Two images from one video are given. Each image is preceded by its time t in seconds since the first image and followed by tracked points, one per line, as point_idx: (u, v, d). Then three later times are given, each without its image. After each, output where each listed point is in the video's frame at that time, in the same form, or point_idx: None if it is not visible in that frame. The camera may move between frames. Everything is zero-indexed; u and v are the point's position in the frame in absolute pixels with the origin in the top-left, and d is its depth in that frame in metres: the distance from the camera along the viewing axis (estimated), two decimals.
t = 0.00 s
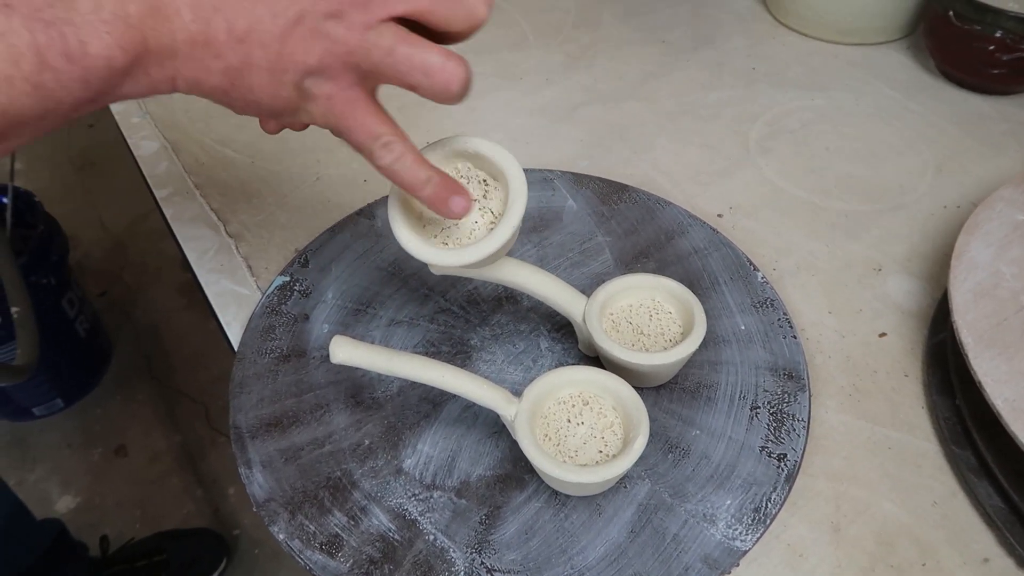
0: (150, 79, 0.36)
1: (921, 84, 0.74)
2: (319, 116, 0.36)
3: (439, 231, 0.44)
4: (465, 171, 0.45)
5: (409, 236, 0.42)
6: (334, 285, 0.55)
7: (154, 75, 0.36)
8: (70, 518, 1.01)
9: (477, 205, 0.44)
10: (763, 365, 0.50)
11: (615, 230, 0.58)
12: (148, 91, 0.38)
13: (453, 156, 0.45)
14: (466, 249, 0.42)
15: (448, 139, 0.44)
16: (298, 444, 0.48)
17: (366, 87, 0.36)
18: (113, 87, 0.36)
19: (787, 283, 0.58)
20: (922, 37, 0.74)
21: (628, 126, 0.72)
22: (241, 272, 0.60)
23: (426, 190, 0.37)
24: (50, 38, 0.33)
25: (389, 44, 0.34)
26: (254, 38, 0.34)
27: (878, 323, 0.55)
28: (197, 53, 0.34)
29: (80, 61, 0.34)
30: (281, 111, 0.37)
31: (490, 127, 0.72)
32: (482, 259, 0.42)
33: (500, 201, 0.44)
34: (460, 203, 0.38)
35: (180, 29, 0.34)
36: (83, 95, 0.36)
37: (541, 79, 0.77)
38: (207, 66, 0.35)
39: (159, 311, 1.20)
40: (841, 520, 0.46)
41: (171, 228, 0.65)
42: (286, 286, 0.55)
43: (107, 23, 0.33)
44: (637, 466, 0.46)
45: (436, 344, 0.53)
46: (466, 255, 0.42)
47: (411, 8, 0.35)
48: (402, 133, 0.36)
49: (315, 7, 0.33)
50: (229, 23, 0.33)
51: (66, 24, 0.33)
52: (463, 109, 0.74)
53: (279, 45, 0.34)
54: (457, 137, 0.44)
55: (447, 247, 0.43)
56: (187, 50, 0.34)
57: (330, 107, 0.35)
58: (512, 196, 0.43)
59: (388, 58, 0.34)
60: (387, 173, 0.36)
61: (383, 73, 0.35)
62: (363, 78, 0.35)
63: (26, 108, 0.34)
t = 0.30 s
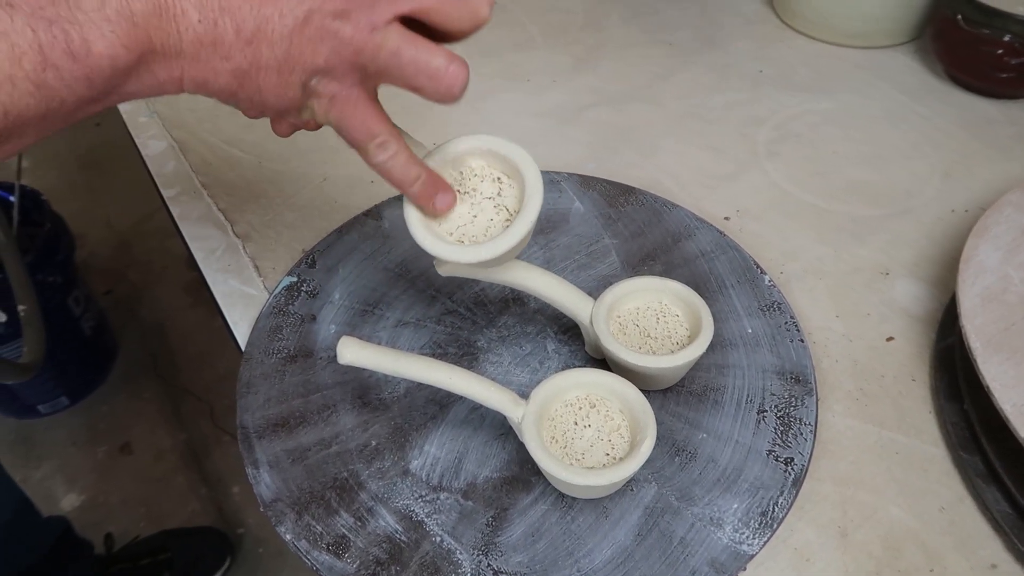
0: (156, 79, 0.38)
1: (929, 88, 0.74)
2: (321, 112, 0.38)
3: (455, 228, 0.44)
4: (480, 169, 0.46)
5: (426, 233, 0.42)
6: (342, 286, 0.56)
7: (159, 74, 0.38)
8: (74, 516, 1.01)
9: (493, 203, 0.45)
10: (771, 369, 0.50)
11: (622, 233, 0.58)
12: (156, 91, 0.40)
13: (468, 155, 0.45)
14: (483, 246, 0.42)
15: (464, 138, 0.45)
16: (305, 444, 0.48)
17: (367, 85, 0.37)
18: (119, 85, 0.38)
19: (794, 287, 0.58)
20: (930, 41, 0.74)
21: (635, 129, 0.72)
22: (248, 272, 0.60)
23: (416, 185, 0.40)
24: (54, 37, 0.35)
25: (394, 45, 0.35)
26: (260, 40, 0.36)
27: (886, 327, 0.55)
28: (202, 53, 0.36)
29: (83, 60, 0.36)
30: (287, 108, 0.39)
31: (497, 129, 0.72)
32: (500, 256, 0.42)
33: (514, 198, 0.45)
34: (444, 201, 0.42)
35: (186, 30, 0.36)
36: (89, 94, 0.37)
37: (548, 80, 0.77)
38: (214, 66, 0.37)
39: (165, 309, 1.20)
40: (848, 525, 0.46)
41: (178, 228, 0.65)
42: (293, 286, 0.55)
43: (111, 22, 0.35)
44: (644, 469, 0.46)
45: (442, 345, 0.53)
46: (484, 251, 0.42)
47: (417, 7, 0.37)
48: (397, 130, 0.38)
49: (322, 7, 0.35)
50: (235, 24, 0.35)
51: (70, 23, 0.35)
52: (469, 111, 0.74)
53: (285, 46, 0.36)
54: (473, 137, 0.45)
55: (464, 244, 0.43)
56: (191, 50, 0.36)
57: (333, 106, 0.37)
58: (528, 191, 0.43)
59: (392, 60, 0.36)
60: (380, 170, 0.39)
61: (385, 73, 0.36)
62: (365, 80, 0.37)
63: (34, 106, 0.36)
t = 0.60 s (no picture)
0: (194, 97, 0.39)
1: (937, 90, 0.74)
2: (358, 125, 0.39)
3: (456, 235, 0.44)
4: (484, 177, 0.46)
5: (427, 239, 0.42)
6: (347, 286, 0.56)
7: (198, 94, 0.39)
8: (79, 514, 1.02)
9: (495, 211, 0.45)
10: (776, 371, 0.50)
11: (628, 233, 0.58)
12: (192, 109, 0.40)
13: (472, 162, 0.45)
14: (482, 253, 0.42)
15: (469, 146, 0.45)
16: (309, 444, 0.48)
17: (402, 97, 0.39)
18: (158, 105, 0.39)
19: (800, 289, 0.58)
20: (939, 43, 0.73)
21: (641, 130, 0.72)
22: (253, 271, 0.60)
23: (459, 185, 0.40)
24: (100, 61, 0.35)
25: (430, 60, 0.37)
26: (300, 60, 0.37)
27: (893, 330, 0.55)
28: (243, 75, 0.37)
29: (128, 84, 0.36)
30: (323, 124, 0.40)
31: (504, 129, 0.72)
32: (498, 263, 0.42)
33: (517, 207, 0.45)
34: (486, 198, 0.42)
35: (228, 54, 0.36)
36: (130, 113, 0.38)
37: (554, 81, 0.77)
38: (254, 87, 0.38)
39: (170, 308, 1.20)
40: (854, 528, 0.45)
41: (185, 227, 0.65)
42: (298, 285, 0.55)
43: (156, 48, 0.36)
44: (648, 471, 0.46)
45: (447, 345, 0.53)
46: (483, 258, 0.42)
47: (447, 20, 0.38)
48: (434, 136, 0.39)
49: (359, 26, 0.36)
50: (276, 46, 0.36)
51: (116, 49, 0.35)
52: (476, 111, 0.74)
53: (323, 65, 0.37)
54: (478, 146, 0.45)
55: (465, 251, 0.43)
56: (233, 73, 0.37)
57: (372, 119, 0.39)
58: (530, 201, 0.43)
59: (428, 74, 0.38)
60: (421, 173, 0.40)
61: (421, 85, 0.38)
62: (400, 92, 0.39)
63: (79, 127, 0.37)
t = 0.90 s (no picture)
0: (203, 87, 0.39)
1: (941, 91, 0.73)
2: (366, 116, 0.39)
3: (470, 224, 0.44)
4: (498, 166, 0.46)
5: (441, 227, 0.42)
6: (349, 284, 0.56)
7: (208, 84, 0.39)
8: (82, 512, 1.02)
9: (509, 199, 0.45)
10: (779, 371, 0.50)
11: (631, 233, 0.58)
12: (202, 98, 0.41)
13: (486, 150, 0.45)
14: (499, 241, 0.42)
15: (484, 136, 0.45)
16: (311, 442, 0.48)
17: (410, 88, 0.39)
18: (168, 94, 0.39)
19: (804, 289, 0.58)
20: (943, 44, 0.73)
21: (645, 130, 0.72)
22: (256, 269, 0.60)
23: (462, 178, 0.41)
24: (111, 50, 0.36)
25: (438, 50, 0.37)
26: (309, 49, 0.37)
27: (896, 330, 0.55)
28: (253, 65, 0.38)
29: (138, 72, 0.36)
30: (331, 114, 0.40)
31: (507, 129, 0.72)
32: (514, 251, 0.42)
33: (531, 195, 0.45)
34: (488, 191, 0.42)
35: (238, 43, 0.37)
36: (140, 102, 0.38)
37: (558, 80, 0.77)
38: (263, 76, 0.38)
39: (173, 307, 1.20)
40: (856, 529, 0.45)
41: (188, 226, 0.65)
42: (301, 284, 0.55)
43: (167, 36, 0.36)
44: (651, 470, 0.46)
45: (450, 344, 0.53)
46: (500, 246, 0.42)
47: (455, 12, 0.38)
48: (440, 129, 0.40)
49: (368, 16, 0.36)
50: (286, 36, 0.37)
51: (127, 38, 0.36)
52: (479, 110, 0.74)
53: (332, 55, 0.37)
54: (492, 135, 0.45)
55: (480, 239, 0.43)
56: (242, 62, 0.37)
57: (380, 110, 0.39)
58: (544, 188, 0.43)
59: (436, 65, 0.38)
60: (426, 166, 0.40)
61: (430, 76, 0.38)
62: (409, 82, 0.39)
63: (89, 116, 0.37)
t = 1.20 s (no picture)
0: (213, 89, 0.39)
1: (944, 90, 0.73)
2: (373, 119, 0.39)
3: (474, 225, 0.44)
4: (501, 168, 0.46)
5: (446, 229, 0.43)
6: (351, 282, 0.56)
7: (218, 86, 0.39)
8: (84, 510, 1.02)
9: (512, 201, 0.45)
10: (780, 369, 0.50)
11: (633, 231, 0.58)
12: (212, 102, 0.41)
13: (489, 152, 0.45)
14: (502, 243, 0.42)
15: (487, 137, 0.45)
16: (312, 439, 0.48)
17: (418, 91, 0.39)
18: (179, 97, 0.39)
19: (805, 288, 0.58)
20: (947, 43, 0.73)
21: (647, 129, 0.72)
22: (258, 267, 0.61)
23: (468, 179, 0.41)
24: (122, 52, 0.36)
25: (446, 54, 0.37)
26: (319, 54, 0.37)
27: (898, 329, 0.54)
28: (263, 68, 0.37)
29: (149, 75, 0.36)
30: (340, 117, 0.40)
31: (509, 128, 0.72)
32: (517, 252, 0.42)
33: (534, 196, 0.45)
34: (493, 193, 0.42)
35: (248, 47, 0.37)
36: (151, 104, 0.38)
37: (560, 80, 0.77)
38: (273, 80, 0.38)
39: (176, 306, 1.21)
40: (857, 527, 0.45)
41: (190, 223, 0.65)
42: (303, 281, 0.56)
43: (178, 40, 0.36)
44: (651, 468, 0.46)
45: (451, 341, 0.53)
46: (503, 247, 0.42)
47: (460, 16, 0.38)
48: (445, 131, 0.39)
49: (377, 20, 0.36)
50: (296, 40, 0.36)
51: (138, 40, 0.36)
52: (481, 109, 0.74)
53: (342, 59, 0.37)
54: (496, 136, 0.45)
55: (483, 241, 0.43)
56: (252, 66, 0.37)
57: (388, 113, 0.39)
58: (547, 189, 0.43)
59: (444, 68, 0.38)
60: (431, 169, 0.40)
61: (437, 79, 0.38)
62: (416, 86, 0.39)
63: (99, 118, 0.37)
